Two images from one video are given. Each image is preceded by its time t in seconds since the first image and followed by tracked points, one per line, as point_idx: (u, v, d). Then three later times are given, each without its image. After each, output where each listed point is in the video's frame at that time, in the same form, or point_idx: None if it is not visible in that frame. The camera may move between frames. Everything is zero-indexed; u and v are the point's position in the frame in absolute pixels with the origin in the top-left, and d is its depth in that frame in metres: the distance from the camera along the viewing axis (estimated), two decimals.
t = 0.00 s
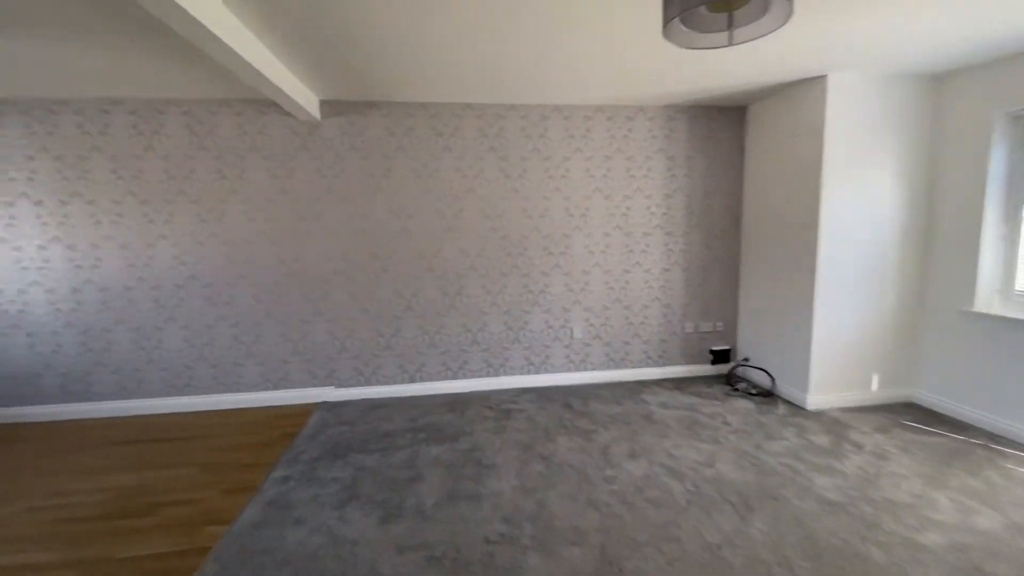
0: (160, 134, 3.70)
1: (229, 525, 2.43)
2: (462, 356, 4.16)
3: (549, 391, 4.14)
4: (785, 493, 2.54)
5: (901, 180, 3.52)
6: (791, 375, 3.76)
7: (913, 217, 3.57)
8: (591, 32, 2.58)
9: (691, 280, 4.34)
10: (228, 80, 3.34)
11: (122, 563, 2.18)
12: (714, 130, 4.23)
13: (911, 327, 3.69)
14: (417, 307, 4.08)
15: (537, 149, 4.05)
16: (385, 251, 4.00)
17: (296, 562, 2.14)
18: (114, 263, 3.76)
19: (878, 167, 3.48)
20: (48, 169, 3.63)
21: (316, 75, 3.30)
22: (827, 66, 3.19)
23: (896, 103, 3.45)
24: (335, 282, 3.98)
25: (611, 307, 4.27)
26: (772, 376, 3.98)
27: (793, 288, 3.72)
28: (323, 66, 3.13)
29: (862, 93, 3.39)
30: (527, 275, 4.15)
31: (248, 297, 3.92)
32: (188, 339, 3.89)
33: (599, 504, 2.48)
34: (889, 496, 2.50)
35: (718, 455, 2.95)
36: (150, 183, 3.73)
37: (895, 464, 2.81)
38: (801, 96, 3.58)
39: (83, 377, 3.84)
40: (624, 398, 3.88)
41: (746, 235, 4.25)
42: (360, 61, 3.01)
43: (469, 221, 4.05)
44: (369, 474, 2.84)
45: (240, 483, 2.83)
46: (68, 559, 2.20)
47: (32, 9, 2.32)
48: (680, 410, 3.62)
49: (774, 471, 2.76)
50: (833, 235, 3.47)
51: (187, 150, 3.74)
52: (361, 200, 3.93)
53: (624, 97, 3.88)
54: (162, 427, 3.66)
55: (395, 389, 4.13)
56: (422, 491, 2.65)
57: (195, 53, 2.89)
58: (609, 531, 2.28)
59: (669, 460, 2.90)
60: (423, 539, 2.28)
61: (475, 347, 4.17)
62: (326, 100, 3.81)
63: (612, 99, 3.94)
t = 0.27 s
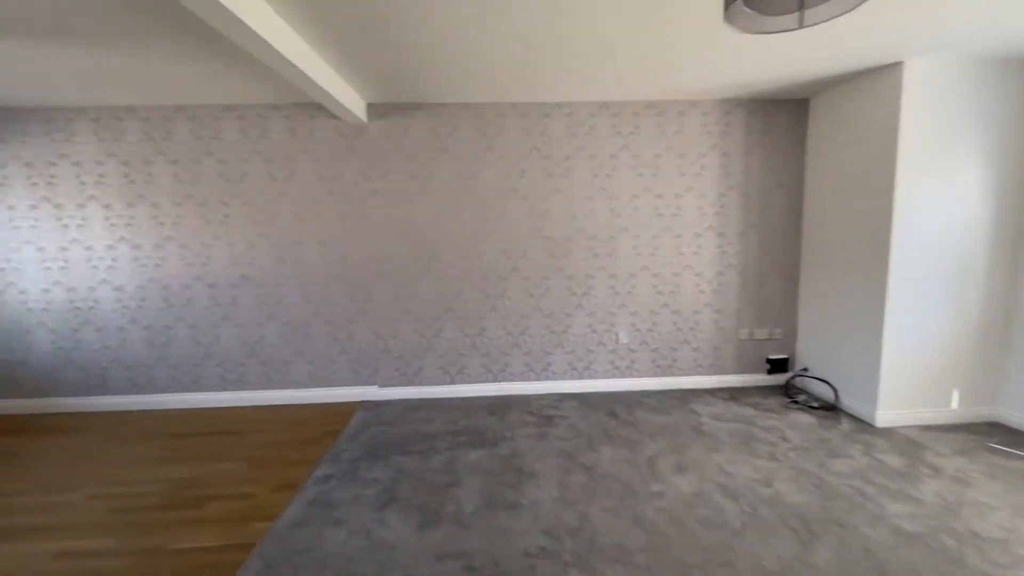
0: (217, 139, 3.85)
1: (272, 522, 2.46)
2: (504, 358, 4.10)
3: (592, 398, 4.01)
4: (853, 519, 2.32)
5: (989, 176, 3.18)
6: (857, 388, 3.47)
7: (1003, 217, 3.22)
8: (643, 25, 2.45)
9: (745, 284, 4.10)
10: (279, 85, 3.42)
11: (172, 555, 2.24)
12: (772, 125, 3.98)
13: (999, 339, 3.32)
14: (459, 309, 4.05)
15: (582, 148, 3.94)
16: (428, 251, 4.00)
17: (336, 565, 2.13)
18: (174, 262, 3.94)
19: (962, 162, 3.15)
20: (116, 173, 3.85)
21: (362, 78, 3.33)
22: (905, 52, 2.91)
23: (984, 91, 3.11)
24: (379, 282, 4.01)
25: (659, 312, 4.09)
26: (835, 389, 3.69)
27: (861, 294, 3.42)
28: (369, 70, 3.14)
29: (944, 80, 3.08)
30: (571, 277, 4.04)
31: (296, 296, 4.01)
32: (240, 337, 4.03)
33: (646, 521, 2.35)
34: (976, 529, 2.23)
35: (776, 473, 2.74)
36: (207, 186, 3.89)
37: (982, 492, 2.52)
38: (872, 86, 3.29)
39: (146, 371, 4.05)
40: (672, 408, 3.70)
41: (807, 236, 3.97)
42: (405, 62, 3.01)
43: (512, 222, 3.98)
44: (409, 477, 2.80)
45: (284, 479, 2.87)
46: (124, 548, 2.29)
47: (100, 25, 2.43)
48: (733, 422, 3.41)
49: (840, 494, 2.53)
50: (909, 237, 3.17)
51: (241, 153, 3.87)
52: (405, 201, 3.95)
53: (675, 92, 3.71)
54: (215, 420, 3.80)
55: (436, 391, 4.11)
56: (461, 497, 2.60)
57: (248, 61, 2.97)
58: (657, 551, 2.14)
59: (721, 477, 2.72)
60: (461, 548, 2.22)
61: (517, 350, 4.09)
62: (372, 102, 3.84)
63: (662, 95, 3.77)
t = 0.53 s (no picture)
0: (269, 141, 3.98)
1: (315, 517, 2.50)
2: (544, 360, 4.03)
3: (636, 403, 3.88)
4: (925, 548, 2.12)
5: None
6: (929, 402, 3.19)
7: None
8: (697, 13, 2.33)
9: (802, 287, 3.86)
10: (328, 88, 3.49)
11: (221, 545, 2.31)
12: (835, 119, 3.72)
13: None
14: (500, 309, 4.02)
15: (628, 145, 3.82)
16: (470, 251, 3.98)
17: (376, 565, 2.13)
18: (228, 260, 4.11)
19: None
20: (177, 176, 4.06)
21: (407, 79, 3.34)
22: (993, 35, 2.64)
23: None
24: (421, 282, 4.04)
25: (707, 315, 3.92)
26: (904, 403, 3.41)
27: (935, 301, 3.14)
28: (415, 70, 3.15)
29: None
30: (615, 279, 3.92)
31: (342, 295, 4.09)
32: (289, 333, 4.15)
33: (693, 538, 2.23)
34: None
35: (837, 493, 2.55)
36: (259, 187, 4.03)
37: None
38: (952, 73, 3.01)
39: (203, 363, 4.25)
40: (721, 417, 3.53)
41: (874, 237, 3.69)
42: (450, 62, 3.00)
43: (555, 222, 3.91)
44: (449, 479, 2.78)
45: (327, 474, 2.92)
46: (178, 535, 2.38)
47: (164, 35, 2.54)
48: (787, 435, 3.21)
49: (912, 521, 2.31)
50: (994, 239, 2.88)
51: (291, 155, 3.98)
52: (448, 201, 3.95)
53: (728, 85, 3.53)
54: (265, 413, 3.94)
55: (476, 391, 4.09)
56: (500, 501, 2.56)
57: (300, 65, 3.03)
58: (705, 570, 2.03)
59: (775, 494, 2.55)
60: (500, 554, 2.18)
61: (558, 352, 4.02)
62: (417, 103, 3.86)
63: (715, 88, 3.59)
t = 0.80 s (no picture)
0: (316, 142, 4.06)
1: (353, 515, 2.50)
2: (585, 364, 3.91)
3: (681, 411, 3.70)
4: None
5: None
6: (1015, 422, 2.87)
7: None
8: None
9: (867, 292, 3.57)
10: (372, 89, 3.51)
11: (263, 538, 2.34)
12: (908, 109, 3.42)
13: None
14: (540, 310, 3.93)
15: (677, 141, 3.65)
16: (510, 251, 3.92)
17: (412, 569, 2.11)
18: (277, 258, 4.23)
19: None
20: (231, 176, 4.21)
21: (451, 78, 3.32)
22: None
23: None
24: (461, 282, 4.01)
25: (761, 320, 3.69)
26: (984, 421, 3.09)
27: None
28: (458, 69, 3.12)
29: None
30: (661, 280, 3.76)
31: (384, 293, 4.12)
32: (333, 330, 4.23)
33: (745, 560, 2.08)
34: None
35: (908, 518, 2.33)
36: (307, 187, 4.12)
37: None
38: None
39: (252, 358, 4.39)
40: (775, 429, 3.32)
41: (951, 239, 3.37)
42: (493, 60, 2.95)
43: (598, 221, 3.79)
44: (486, 482, 2.73)
45: (366, 471, 2.93)
46: (222, 526, 2.44)
47: (219, 42, 2.61)
48: (849, 451, 2.98)
49: (999, 555, 2.07)
50: None
51: (337, 155, 4.05)
52: (489, 200, 3.90)
53: (788, 76, 3.31)
54: (308, 408, 4.02)
55: (515, 393, 4.02)
56: (538, 509, 2.48)
57: (346, 66, 3.06)
58: None
59: (837, 517, 2.35)
60: (538, 565, 2.11)
61: (600, 355, 3.89)
62: (460, 102, 3.84)
63: (772, 79, 3.38)
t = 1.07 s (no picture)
0: (358, 141, 4.09)
1: (388, 517, 2.47)
2: (627, 369, 3.76)
3: (730, 421, 3.50)
4: None
5: None
6: None
7: None
8: None
9: (942, 298, 3.26)
10: (413, 87, 3.49)
11: (299, 536, 2.34)
12: (994, 97, 3.09)
13: None
14: (581, 312, 3.81)
15: (729, 135, 3.45)
16: (550, 251, 3.81)
17: None
18: (320, 257, 4.29)
19: None
20: (277, 177, 4.30)
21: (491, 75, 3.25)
22: None
23: None
24: (500, 282, 3.94)
25: (819, 327, 3.44)
26: None
27: None
28: (499, 65, 3.04)
29: None
30: (709, 283, 3.57)
31: (422, 293, 4.11)
32: (373, 328, 4.26)
33: None
34: None
35: (994, 553, 2.08)
36: (349, 187, 4.16)
37: None
38: None
39: (295, 354, 4.48)
40: (835, 445, 3.07)
41: None
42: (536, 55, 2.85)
43: (643, 220, 3.63)
44: (523, 489, 2.64)
45: (402, 472, 2.90)
46: (261, 522, 2.46)
47: (264, 44, 2.64)
48: (921, 473, 2.71)
49: None
50: None
51: (378, 155, 4.06)
52: (529, 198, 3.81)
53: (855, 63, 3.06)
54: (348, 406, 4.05)
55: (553, 397, 3.91)
56: (577, 521, 2.37)
57: (386, 66, 3.06)
58: None
59: (909, 547, 2.13)
60: None
61: (643, 360, 3.73)
62: (501, 99, 3.77)
63: (836, 66, 3.13)
